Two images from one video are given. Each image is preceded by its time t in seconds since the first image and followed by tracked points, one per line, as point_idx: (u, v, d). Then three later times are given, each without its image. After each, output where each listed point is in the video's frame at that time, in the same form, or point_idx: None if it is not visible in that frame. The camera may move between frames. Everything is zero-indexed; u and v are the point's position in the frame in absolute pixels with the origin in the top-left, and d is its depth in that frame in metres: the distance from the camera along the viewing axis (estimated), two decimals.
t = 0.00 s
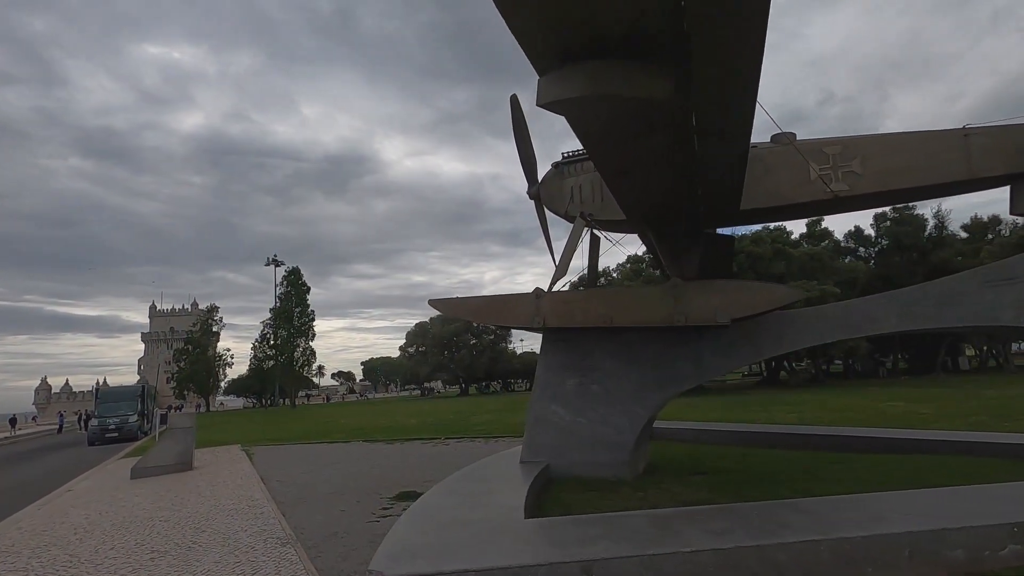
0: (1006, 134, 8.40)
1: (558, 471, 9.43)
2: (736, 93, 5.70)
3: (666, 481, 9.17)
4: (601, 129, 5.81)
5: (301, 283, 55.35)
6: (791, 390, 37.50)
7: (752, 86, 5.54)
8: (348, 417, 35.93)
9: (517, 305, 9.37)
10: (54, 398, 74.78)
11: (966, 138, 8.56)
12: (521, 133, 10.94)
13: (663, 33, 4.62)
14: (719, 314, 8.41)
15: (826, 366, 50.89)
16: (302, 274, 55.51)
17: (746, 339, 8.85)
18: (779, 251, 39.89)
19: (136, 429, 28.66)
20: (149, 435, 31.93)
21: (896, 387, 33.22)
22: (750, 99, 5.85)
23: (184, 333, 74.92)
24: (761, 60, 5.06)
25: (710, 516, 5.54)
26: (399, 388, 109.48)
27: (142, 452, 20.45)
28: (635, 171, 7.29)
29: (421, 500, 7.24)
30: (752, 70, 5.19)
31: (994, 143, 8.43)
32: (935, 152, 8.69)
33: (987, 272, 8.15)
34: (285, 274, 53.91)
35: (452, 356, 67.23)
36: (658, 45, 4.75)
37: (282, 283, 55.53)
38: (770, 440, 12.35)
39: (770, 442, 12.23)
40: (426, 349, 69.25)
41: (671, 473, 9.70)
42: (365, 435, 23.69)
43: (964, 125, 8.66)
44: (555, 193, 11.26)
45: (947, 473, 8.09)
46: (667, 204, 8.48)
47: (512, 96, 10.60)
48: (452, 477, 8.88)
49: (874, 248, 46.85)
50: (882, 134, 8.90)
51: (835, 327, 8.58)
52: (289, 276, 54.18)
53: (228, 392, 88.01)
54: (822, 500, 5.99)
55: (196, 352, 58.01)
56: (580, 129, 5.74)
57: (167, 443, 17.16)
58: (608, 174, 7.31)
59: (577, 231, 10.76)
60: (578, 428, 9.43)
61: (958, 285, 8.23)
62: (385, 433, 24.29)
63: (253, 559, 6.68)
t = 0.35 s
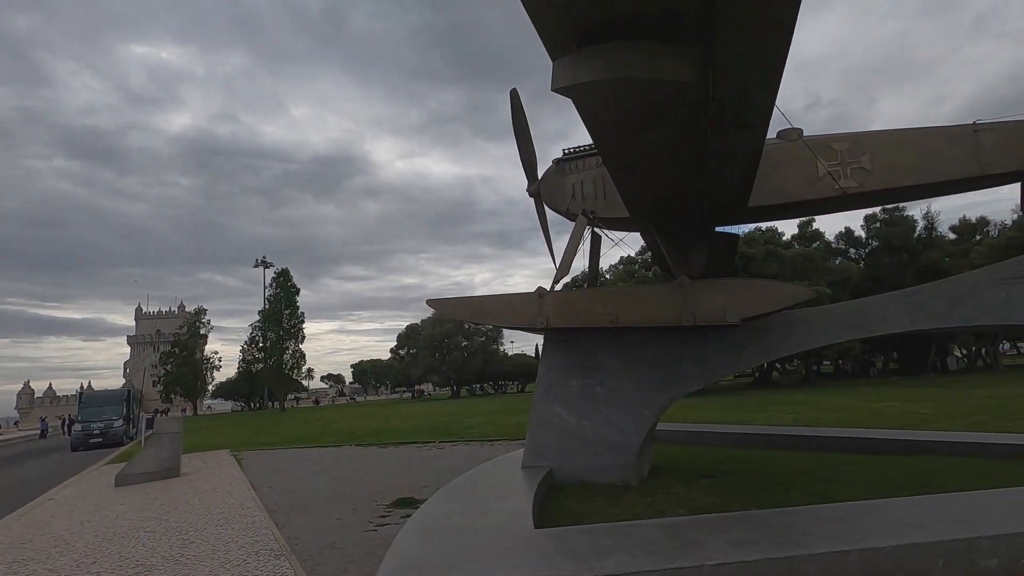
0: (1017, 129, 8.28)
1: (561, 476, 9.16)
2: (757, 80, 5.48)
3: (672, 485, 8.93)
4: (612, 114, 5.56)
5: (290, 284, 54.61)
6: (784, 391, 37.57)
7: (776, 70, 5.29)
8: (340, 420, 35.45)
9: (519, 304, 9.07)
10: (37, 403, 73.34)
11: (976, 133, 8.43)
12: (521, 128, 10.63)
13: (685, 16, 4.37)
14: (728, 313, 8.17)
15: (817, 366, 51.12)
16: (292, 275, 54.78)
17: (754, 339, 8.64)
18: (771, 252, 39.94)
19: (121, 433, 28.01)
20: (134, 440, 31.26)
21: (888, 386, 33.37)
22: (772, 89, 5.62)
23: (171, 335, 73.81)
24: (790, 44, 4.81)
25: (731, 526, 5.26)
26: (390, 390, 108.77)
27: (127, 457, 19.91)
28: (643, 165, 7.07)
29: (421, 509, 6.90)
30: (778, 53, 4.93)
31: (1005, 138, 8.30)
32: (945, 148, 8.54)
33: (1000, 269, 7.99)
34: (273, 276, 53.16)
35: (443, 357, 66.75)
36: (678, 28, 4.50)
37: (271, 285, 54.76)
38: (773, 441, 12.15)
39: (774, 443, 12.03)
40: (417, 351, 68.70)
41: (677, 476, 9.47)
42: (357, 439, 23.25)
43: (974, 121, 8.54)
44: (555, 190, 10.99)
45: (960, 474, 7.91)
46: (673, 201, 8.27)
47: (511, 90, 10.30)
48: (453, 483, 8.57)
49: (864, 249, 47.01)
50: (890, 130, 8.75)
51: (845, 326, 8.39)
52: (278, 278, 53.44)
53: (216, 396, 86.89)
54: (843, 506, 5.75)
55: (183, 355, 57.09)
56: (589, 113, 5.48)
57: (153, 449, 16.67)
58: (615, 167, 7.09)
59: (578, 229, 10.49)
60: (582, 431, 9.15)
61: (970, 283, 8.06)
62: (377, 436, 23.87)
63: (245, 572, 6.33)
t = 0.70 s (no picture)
0: (1011, 128, 8.27)
1: (552, 477, 8.91)
2: (769, 70, 5.34)
3: (665, 486, 8.75)
4: (617, 95, 5.39)
5: (269, 282, 53.52)
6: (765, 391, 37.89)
7: (790, 57, 5.11)
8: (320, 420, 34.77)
9: (511, 300, 8.77)
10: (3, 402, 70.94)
11: (972, 131, 8.39)
12: (512, 120, 10.34)
13: None
14: (725, 311, 7.97)
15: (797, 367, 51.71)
16: (271, 272, 53.69)
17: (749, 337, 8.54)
18: (754, 254, 40.23)
19: (91, 433, 27.05)
20: (105, 440, 30.24)
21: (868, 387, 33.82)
22: (783, 78, 5.45)
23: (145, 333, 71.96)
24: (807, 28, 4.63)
25: (737, 529, 5.05)
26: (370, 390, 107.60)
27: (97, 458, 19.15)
28: (643, 157, 6.92)
29: (409, 513, 6.58)
30: (795, 36, 4.75)
31: (1001, 136, 8.28)
32: (941, 146, 8.48)
33: (995, 268, 7.96)
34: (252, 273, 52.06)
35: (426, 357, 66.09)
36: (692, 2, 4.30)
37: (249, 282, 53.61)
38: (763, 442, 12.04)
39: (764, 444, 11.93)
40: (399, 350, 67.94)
41: (669, 477, 9.29)
42: (336, 439, 22.72)
43: (969, 119, 8.50)
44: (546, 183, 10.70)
45: (955, 474, 7.84)
46: (671, 197, 8.15)
47: (503, 80, 9.99)
48: (441, 485, 8.26)
49: (843, 251, 47.61)
50: (887, 127, 8.65)
51: (839, 324, 8.36)
52: (257, 275, 52.34)
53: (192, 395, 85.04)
54: (848, 507, 5.59)
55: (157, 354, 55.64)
56: (594, 94, 5.30)
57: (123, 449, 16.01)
58: (615, 159, 6.93)
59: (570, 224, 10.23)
60: (574, 431, 8.92)
61: (965, 281, 8.02)
62: (359, 436, 23.38)
63: None
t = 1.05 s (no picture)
0: (1003, 128, 8.31)
1: (542, 479, 8.66)
2: (779, 62, 5.21)
3: (657, 488, 8.56)
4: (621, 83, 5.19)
5: (245, 280, 52.31)
6: (744, 391, 38.29)
7: (802, 44, 4.93)
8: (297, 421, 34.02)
9: (500, 298, 8.50)
10: None
11: (964, 130, 8.41)
12: (500, 113, 10.05)
13: None
14: (721, 309, 7.78)
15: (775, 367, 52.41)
16: (247, 270, 52.48)
17: (742, 335, 8.48)
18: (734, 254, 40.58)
19: (56, 436, 26.00)
20: (71, 444, 29.09)
21: (844, 386, 34.37)
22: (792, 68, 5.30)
23: (115, 333, 69.84)
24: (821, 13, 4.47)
25: (744, 536, 4.84)
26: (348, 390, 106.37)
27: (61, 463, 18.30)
28: (641, 152, 6.78)
29: (397, 520, 6.24)
30: (810, 21, 4.57)
31: (992, 136, 8.31)
32: (934, 144, 8.47)
33: (986, 268, 7.95)
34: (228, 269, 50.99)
35: (405, 357, 65.37)
36: None
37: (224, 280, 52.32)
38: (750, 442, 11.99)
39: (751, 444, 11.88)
40: (379, 350, 67.09)
41: (661, 479, 9.12)
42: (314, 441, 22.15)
43: (960, 119, 8.52)
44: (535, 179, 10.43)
45: (949, 475, 7.78)
46: (665, 194, 8.03)
47: (492, 71, 9.70)
48: (427, 489, 7.93)
49: (820, 253, 48.33)
50: (881, 125, 8.62)
51: (834, 323, 8.31)
52: (234, 272, 51.44)
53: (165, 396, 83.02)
54: (854, 510, 5.44)
55: (128, 353, 53.98)
56: (597, 80, 5.11)
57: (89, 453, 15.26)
58: (611, 153, 6.76)
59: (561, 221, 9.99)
60: (565, 432, 8.69)
61: (957, 281, 8.00)
62: (338, 437, 22.85)
63: None
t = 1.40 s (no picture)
0: (991, 134, 8.37)
1: (533, 483, 8.47)
2: (790, 59, 5.17)
3: (649, 491, 8.45)
4: (628, 73, 5.09)
5: (217, 278, 50.97)
6: (720, 393, 38.72)
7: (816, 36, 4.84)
8: (271, 423, 33.18)
9: (492, 296, 8.28)
10: None
11: (953, 135, 8.46)
12: (491, 107, 9.83)
13: None
14: (717, 310, 7.69)
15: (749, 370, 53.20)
16: (219, 268, 51.15)
17: (735, 337, 8.44)
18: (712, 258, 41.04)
19: (14, 439, 24.82)
20: (29, 446, 27.82)
21: (818, 389, 34.99)
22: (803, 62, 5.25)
23: (78, 331, 67.36)
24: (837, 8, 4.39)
25: (751, 542, 4.71)
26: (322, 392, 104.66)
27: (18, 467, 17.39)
28: (640, 148, 6.70)
29: (386, 527, 5.96)
30: (824, 15, 4.49)
31: (980, 142, 8.36)
32: (924, 149, 8.52)
33: (974, 272, 8.04)
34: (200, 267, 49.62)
35: (382, 358, 64.53)
36: None
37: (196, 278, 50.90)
38: (735, 444, 11.98)
39: (737, 446, 11.87)
40: (355, 351, 66.10)
41: (651, 481, 9.01)
42: (289, 443, 21.55)
43: (949, 124, 8.57)
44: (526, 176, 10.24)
45: (938, 478, 7.82)
46: (660, 194, 7.98)
47: (483, 65, 9.48)
48: (414, 493, 7.66)
49: (794, 258, 49.15)
50: (872, 129, 8.68)
51: (827, 325, 8.31)
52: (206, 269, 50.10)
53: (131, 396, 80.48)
54: (856, 514, 5.37)
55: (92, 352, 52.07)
56: (602, 71, 5.00)
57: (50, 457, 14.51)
58: (610, 149, 6.67)
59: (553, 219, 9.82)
60: (556, 435, 8.52)
61: (946, 285, 8.07)
62: (314, 439, 22.28)
63: None
